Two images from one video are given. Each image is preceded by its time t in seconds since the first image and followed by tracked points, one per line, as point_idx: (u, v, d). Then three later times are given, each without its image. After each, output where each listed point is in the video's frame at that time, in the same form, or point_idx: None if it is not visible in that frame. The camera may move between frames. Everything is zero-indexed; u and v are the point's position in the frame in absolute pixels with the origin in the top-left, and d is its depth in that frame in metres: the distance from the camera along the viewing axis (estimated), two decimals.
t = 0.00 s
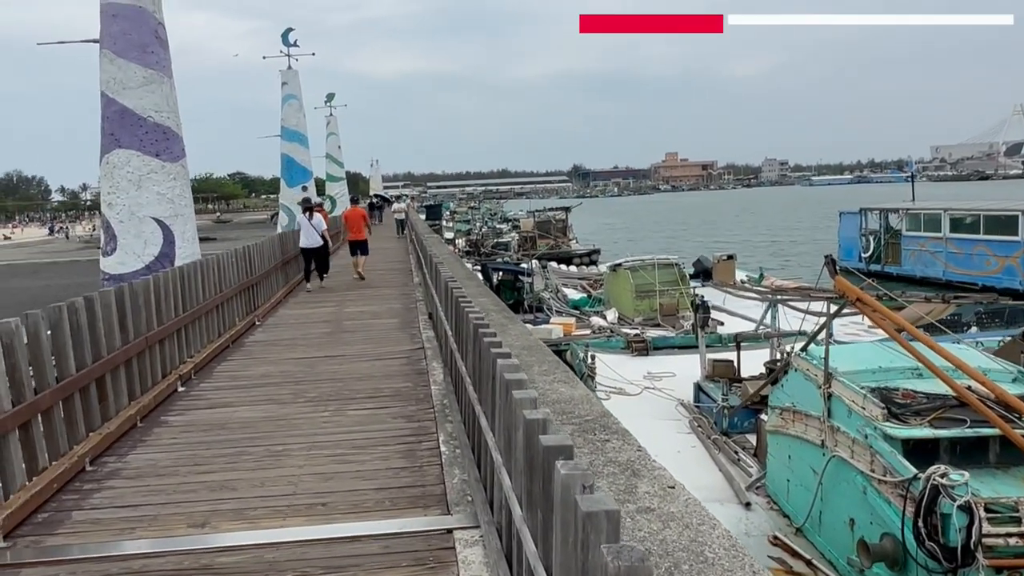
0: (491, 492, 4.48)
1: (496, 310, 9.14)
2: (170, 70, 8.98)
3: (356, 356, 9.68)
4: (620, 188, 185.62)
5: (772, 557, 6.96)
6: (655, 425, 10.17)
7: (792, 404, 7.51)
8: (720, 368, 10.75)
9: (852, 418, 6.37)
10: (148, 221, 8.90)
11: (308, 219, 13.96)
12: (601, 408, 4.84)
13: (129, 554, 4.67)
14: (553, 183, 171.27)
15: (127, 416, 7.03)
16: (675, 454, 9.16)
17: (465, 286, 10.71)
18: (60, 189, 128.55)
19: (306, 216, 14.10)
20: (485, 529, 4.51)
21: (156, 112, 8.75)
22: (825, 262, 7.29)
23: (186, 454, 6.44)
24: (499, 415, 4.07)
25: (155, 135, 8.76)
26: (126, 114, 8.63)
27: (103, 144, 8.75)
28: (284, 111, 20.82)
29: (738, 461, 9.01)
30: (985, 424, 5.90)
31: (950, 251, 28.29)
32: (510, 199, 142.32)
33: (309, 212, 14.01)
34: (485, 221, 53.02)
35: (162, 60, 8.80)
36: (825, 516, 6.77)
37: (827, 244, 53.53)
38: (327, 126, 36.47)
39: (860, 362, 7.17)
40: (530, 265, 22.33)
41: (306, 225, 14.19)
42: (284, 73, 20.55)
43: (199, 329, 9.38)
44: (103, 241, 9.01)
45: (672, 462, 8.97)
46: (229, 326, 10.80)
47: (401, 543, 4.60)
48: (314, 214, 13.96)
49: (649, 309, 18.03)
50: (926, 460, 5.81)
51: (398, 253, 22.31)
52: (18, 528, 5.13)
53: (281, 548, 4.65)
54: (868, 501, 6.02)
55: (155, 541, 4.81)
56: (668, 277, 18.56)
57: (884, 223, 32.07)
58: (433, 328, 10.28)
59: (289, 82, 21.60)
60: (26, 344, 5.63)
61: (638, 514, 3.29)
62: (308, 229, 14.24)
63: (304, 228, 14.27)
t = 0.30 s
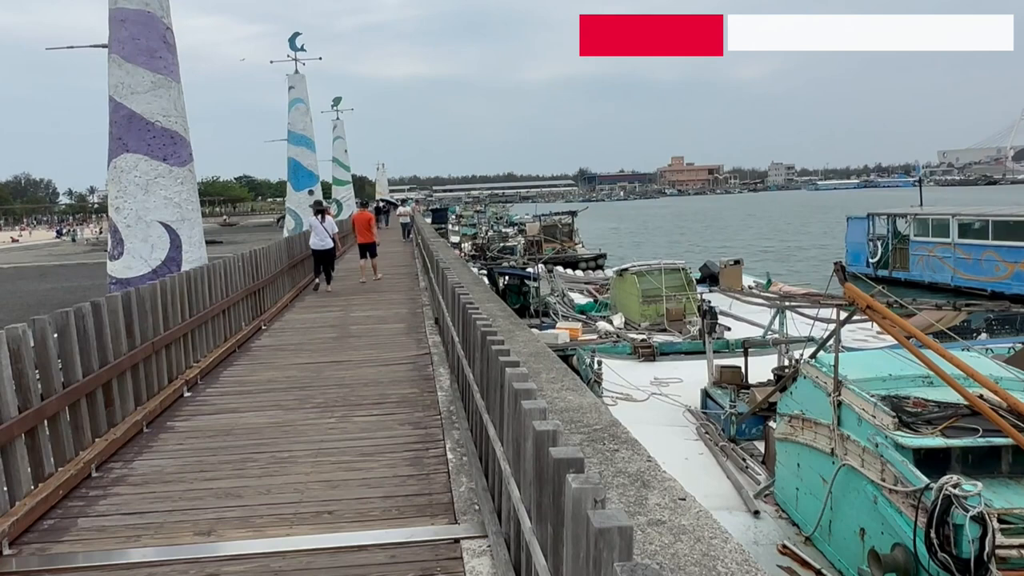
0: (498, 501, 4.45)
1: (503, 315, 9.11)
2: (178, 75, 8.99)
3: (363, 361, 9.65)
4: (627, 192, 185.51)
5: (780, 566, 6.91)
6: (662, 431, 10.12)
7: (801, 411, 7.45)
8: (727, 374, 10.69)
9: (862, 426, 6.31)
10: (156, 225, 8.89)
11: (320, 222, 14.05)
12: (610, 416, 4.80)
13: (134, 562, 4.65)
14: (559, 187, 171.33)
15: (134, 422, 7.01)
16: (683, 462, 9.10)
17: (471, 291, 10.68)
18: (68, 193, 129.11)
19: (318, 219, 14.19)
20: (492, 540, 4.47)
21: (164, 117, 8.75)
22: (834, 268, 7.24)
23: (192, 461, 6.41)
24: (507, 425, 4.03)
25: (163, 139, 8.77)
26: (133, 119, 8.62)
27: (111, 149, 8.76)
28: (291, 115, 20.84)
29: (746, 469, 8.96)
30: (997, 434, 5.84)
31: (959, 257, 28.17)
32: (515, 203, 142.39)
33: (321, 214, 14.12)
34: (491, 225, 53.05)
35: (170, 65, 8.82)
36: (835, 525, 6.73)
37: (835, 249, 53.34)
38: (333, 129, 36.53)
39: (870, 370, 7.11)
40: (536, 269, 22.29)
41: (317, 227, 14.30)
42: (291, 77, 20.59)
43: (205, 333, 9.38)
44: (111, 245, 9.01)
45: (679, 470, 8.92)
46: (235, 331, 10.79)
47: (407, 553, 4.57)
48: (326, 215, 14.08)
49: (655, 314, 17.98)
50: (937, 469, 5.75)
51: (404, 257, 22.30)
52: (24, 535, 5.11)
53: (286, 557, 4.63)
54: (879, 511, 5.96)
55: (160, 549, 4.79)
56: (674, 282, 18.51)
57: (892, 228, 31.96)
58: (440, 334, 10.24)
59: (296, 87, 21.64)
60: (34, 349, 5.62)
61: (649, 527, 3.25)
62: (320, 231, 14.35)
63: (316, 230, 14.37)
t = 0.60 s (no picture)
0: (507, 512, 4.41)
1: (511, 321, 9.09)
2: (187, 80, 9.01)
3: (370, 366, 9.64)
4: (633, 196, 185.38)
5: None
6: (670, 438, 10.07)
7: (811, 419, 7.39)
8: (736, 381, 10.64)
9: (873, 435, 6.25)
10: (163, 229, 8.89)
11: (327, 226, 14.06)
12: (619, 426, 4.77)
13: (140, 570, 4.62)
14: (565, 191, 171.23)
15: (141, 427, 7.00)
16: (691, 469, 9.05)
17: (479, 297, 10.65)
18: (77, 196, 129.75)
19: (326, 223, 14.20)
20: (500, 550, 4.44)
21: (173, 121, 8.76)
22: (845, 276, 7.18)
23: (199, 467, 6.40)
24: (517, 434, 3.99)
25: (172, 144, 8.77)
26: (141, 123, 8.64)
27: (119, 153, 8.78)
28: (299, 119, 20.86)
29: (755, 476, 8.90)
30: (1011, 444, 5.78)
31: (968, 263, 28.03)
32: (522, 207, 142.38)
33: (328, 218, 14.12)
34: (498, 229, 53.03)
35: (179, 70, 8.84)
36: (845, 534, 6.68)
37: (843, 255, 53.14)
38: (341, 133, 36.56)
39: (881, 378, 7.04)
40: (543, 274, 22.25)
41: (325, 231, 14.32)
42: (299, 81, 20.62)
43: (212, 338, 9.37)
44: (118, 249, 9.02)
45: (687, 477, 8.87)
46: (242, 335, 10.79)
47: (415, 562, 4.54)
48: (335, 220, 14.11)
49: (663, 319, 17.92)
50: (950, 479, 5.68)
51: (411, 262, 22.28)
52: (30, 542, 5.10)
53: (293, 566, 4.60)
54: (891, 521, 5.91)
55: (167, 557, 4.77)
56: (682, 288, 18.46)
57: (900, 233, 31.85)
58: (447, 340, 10.21)
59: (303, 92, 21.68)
60: (42, 354, 5.62)
61: (661, 539, 3.21)
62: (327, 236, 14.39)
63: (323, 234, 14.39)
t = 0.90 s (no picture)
0: (516, 522, 4.38)
1: (518, 328, 9.07)
2: (195, 86, 9.03)
3: (377, 373, 9.62)
4: (639, 202, 185.19)
5: None
6: (677, 446, 10.03)
7: (820, 428, 7.34)
8: (743, 389, 10.59)
9: (883, 445, 6.20)
10: (171, 235, 8.89)
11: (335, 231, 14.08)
12: (629, 435, 4.74)
13: None
14: (571, 196, 171.21)
15: (148, 434, 6.99)
16: (699, 478, 9.01)
17: (486, 304, 10.63)
18: (85, 199, 130.37)
19: (333, 229, 14.22)
20: (509, 560, 4.41)
21: (181, 127, 8.77)
22: (855, 283, 7.13)
23: (206, 474, 6.38)
24: (526, 444, 3.96)
25: (180, 150, 8.78)
26: (150, 129, 8.65)
27: (128, 159, 8.79)
28: (306, 124, 20.91)
29: (763, 485, 8.85)
30: None
31: (977, 270, 27.92)
32: (527, 212, 142.40)
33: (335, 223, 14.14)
34: (504, 234, 53.01)
35: (187, 76, 8.85)
36: (855, 544, 6.63)
37: (850, 261, 52.98)
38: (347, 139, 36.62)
39: (892, 387, 6.99)
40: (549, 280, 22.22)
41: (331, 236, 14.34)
42: (306, 87, 20.68)
43: (219, 344, 9.37)
44: (126, 255, 9.02)
45: (695, 485, 8.83)
46: (249, 341, 10.79)
47: (423, 573, 4.52)
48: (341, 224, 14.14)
49: (669, 326, 17.87)
50: (961, 490, 5.63)
51: (417, 267, 22.29)
52: (38, 549, 5.09)
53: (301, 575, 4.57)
54: (902, 532, 5.85)
55: (173, 565, 4.75)
56: (688, 295, 18.42)
57: (908, 240, 31.71)
58: (454, 346, 10.20)
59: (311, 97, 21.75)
60: (50, 360, 5.62)
61: (673, 553, 3.18)
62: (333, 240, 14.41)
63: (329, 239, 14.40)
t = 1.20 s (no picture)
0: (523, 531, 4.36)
1: (525, 335, 9.05)
2: (203, 93, 9.05)
3: (384, 379, 9.61)
4: (645, 207, 185.02)
5: None
6: (684, 453, 9.99)
7: (829, 437, 7.29)
8: (750, 395, 10.55)
9: (893, 454, 6.15)
10: (178, 241, 8.91)
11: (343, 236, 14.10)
12: (637, 445, 4.71)
13: None
14: (577, 201, 171.16)
15: (155, 440, 6.99)
16: (706, 486, 8.97)
17: (492, 310, 10.62)
18: (94, 203, 130.94)
19: (341, 234, 14.23)
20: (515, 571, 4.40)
21: (189, 134, 8.79)
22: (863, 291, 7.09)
23: (213, 482, 6.37)
24: (534, 455, 3.94)
25: (187, 156, 8.80)
26: (158, 136, 8.68)
27: (136, 166, 8.82)
28: (313, 130, 20.96)
29: (771, 493, 8.80)
30: None
31: (986, 275, 27.80)
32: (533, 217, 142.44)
33: (344, 229, 14.16)
34: (511, 239, 52.99)
35: (195, 83, 8.88)
36: (865, 554, 6.58)
37: (857, 266, 52.78)
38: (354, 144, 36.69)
39: (901, 395, 6.94)
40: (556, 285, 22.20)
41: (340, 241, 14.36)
42: (313, 92, 20.74)
43: (226, 350, 9.38)
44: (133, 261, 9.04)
45: (703, 493, 8.79)
46: (255, 347, 10.80)
47: None
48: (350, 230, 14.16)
49: (676, 332, 17.83)
50: (973, 500, 5.58)
51: (424, 272, 22.30)
52: (46, 557, 5.09)
53: None
54: (913, 542, 5.81)
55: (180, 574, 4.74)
56: (695, 300, 18.38)
57: (917, 245, 31.58)
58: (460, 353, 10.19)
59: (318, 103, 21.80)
60: (58, 366, 5.62)
61: (681, 566, 3.15)
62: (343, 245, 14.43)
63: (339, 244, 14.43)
